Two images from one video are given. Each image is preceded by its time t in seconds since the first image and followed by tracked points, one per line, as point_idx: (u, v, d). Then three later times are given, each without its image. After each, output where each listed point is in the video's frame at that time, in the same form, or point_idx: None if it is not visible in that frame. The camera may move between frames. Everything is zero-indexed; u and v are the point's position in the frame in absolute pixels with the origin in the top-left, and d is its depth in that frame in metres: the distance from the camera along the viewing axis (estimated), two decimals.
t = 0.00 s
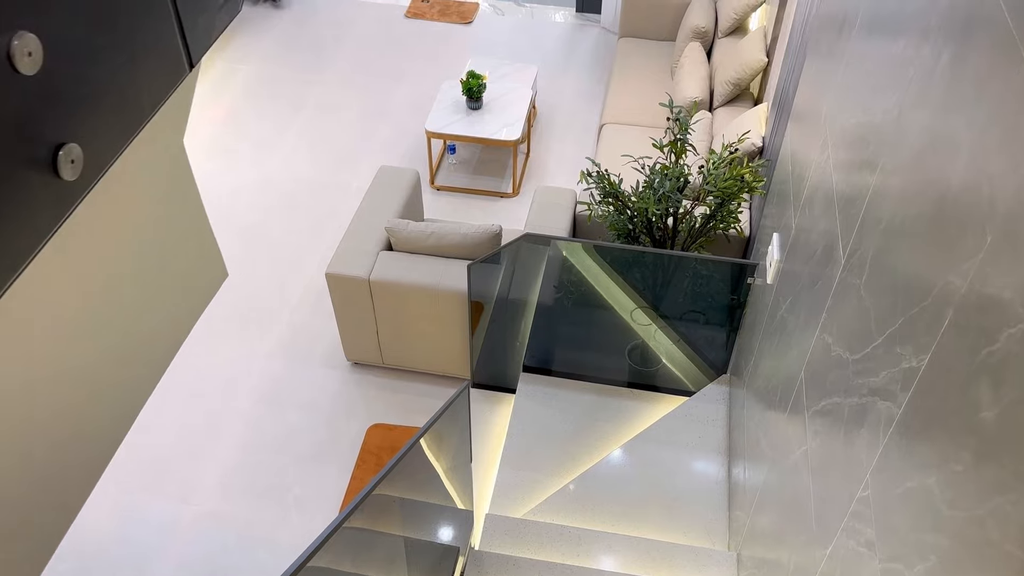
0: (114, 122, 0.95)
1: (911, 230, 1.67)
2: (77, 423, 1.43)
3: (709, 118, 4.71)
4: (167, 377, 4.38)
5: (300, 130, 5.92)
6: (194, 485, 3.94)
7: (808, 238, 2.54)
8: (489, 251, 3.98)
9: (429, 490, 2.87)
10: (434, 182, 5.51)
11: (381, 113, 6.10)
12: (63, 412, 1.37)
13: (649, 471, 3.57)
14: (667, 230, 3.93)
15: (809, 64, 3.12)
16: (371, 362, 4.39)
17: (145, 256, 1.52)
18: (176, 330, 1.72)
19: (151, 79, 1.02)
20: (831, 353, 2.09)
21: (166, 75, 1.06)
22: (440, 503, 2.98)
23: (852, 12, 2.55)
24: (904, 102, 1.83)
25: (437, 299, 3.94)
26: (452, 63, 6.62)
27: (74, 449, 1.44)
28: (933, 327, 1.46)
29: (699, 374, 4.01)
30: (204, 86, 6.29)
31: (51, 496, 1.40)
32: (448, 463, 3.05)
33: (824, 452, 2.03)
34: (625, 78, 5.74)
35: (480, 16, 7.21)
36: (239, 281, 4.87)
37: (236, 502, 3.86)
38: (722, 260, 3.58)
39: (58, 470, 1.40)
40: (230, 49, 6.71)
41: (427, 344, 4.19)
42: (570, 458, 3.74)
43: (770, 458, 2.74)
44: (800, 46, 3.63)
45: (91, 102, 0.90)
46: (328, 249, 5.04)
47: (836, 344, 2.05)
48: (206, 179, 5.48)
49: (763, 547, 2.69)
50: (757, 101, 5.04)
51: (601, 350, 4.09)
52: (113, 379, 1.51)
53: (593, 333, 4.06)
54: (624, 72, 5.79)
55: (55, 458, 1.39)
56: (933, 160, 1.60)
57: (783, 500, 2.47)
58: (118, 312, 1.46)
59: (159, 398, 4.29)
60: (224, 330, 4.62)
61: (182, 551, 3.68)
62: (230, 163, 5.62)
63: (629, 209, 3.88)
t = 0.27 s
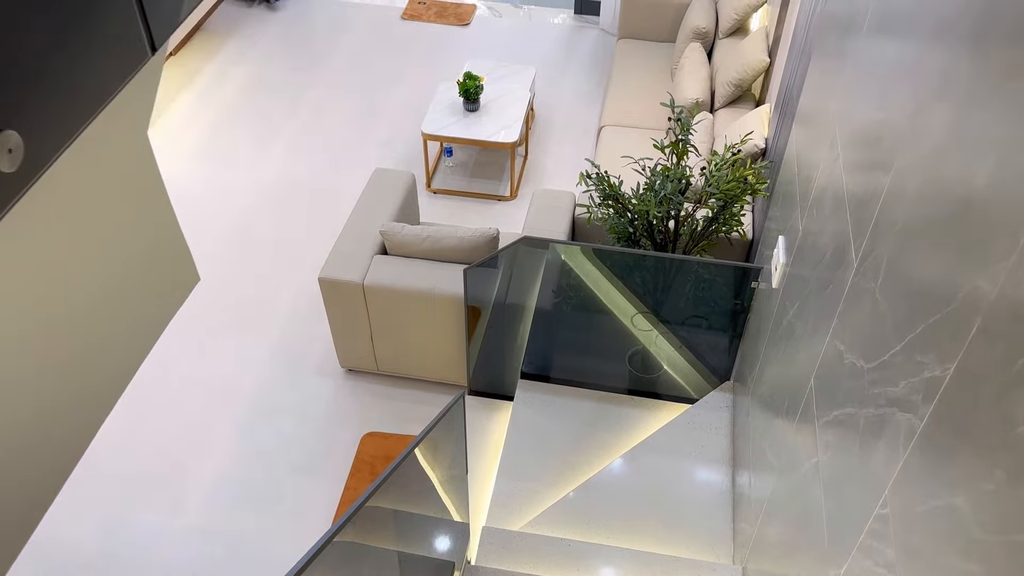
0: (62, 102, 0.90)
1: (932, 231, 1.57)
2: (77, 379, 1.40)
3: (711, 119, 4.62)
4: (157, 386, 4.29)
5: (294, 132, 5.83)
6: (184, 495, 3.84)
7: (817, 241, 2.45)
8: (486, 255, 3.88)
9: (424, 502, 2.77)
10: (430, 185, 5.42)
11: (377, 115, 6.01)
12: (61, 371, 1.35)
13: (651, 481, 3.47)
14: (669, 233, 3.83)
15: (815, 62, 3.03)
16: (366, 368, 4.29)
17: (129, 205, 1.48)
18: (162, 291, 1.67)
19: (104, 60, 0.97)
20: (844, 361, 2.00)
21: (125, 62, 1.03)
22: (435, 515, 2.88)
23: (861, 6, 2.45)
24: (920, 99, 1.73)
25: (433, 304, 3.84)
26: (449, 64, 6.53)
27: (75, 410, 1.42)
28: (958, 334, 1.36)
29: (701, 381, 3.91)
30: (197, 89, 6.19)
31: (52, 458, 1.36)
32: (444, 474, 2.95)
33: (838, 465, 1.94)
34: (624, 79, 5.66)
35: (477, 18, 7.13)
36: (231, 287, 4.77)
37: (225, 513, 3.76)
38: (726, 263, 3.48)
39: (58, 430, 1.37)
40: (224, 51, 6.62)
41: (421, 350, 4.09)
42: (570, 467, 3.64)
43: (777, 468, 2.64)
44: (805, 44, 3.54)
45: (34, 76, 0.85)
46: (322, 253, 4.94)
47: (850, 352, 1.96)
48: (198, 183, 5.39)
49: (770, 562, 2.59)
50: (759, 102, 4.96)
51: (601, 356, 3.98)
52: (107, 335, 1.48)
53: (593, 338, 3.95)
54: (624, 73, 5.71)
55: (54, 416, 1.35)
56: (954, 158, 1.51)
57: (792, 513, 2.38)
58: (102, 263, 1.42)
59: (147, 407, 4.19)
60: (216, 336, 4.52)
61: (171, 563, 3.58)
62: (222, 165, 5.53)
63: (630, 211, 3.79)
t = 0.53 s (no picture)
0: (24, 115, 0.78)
1: (962, 237, 1.48)
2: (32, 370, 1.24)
3: (715, 125, 4.53)
4: (149, 397, 4.19)
5: (290, 139, 5.75)
6: (176, 510, 3.73)
7: (831, 250, 2.35)
8: (487, 264, 3.78)
9: (423, 519, 2.67)
10: (429, 192, 5.33)
11: (375, 121, 5.93)
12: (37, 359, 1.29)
13: (656, 496, 3.38)
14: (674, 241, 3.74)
15: (824, 65, 2.94)
16: (363, 380, 4.19)
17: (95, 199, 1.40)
18: (143, 286, 1.63)
19: (67, 66, 0.85)
20: (864, 376, 1.91)
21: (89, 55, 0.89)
22: (433, 533, 2.78)
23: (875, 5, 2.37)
24: (945, 100, 1.64)
25: (432, 313, 3.74)
26: (448, 70, 6.46)
27: (53, 392, 1.35)
28: (998, 350, 1.27)
29: (707, 393, 3.80)
30: (194, 95, 6.12)
31: (42, 438, 1.33)
32: (444, 491, 2.85)
33: (860, 485, 1.84)
34: (626, 85, 5.58)
35: (476, 24, 7.06)
36: (227, 295, 4.68)
37: (217, 528, 3.66)
38: (733, 271, 3.38)
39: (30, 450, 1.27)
40: (221, 57, 6.54)
41: (420, 360, 3.99)
42: (573, 482, 3.54)
43: (791, 485, 2.53)
44: (813, 48, 3.46)
45: None
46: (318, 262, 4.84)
47: (871, 367, 1.86)
48: (194, 191, 5.31)
49: None
50: (764, 108, 4.88)
51: (604, 366, 3.87)
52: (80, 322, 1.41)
53: (596, 349, 3.85)
54: (625, 79, 5.64)
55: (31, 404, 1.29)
56: (986, 162, 1.41)
57: (807, 533, 2.28)
58: (80, 253, 1.37)
59: (140, 419, 4.10)
60: (209, 346, 4.42)
61: None
62: (217, 172, 5.45)
63: (634, 218, 3.70)
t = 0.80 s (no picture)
0: None
1: (977, 258, 1.44)
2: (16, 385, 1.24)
3: (717, 138, 4.49)
4: (144, 413, 4.13)
5: (288, 152, 5.71)
6: (170, 528, 3.67)
7: (839, 266, 2.30)
8: (487, 279, 3.73)
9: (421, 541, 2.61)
10: (428, 205, 5.29)
11: (374, 134, 5.90)
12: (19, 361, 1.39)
13: (659, 516, 3.32)
14: (676, 255, 3.69)
15: (829, 78, 2.91)
16: (361, 395, 4.13)
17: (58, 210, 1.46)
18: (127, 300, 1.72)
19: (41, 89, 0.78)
20: (874, 398, 1.86)
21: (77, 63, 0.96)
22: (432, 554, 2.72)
23: (882, 17, 2.33)
24: (959, 114, 1.60)
25: (431, 328, 3.69)
26: (448, 82, 6.43)
27: (42, 414, 1.45)
28: (1019, 377, 1.22)
29: (710, 408, 3.74)
30: (192, 107, 6.09)
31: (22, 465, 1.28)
32: (443, 513, 2.79)
33: (871, 511, 1.78)
34: (627, 97, 5.55)
35: (475, 36, 7.04)
36: (223, 310, 4.63)
37: (212, 547, 3.60)
38: (736, 286, 3.34)
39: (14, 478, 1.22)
40: (220, 69, 6.52)
41: (419, 375, 3.94)
42: (574, 500, 3.48)
43: (798, 507, 2.47)
44: (817, 61, 3.42)
45: None
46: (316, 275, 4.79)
47: (882, 389, 1.81)
48: (192, 204, 5.27)
49: None
50: (766, 120, 4.85)
51: (606, 382, 3.80)
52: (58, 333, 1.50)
53: (597, 364, 3.79)
54: (626, 91, 5.61)
55: (25, 410, 1.39)
56: (1003, 180, 1.37)
57: (814, 557, 2.23)
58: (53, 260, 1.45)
59: (133, 436, 4.03)
60: (205, 361, 4.37)
61: None
62: (215, 185, 5.41)
63: (636, 232, 3.65)
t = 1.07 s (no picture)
0: None
1: (993, 278, 1.38)
2: None
3: (719, 151, 4.45)
4: (137, 430, 4.07)
5: (287, 165, 5.68)
6: (162, 547, 3.60)
7: (847, 282, 2.24)
8: (486, 293, 3.67)
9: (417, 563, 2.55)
10: (428, 218, 5.25)
11: (373, 147, 5.87)
12: None
13: (660, 536, 3.26)
14: (678, 269, 3.63)
15: (834, 92, 2.86)
16: (358, 411, 4.07)
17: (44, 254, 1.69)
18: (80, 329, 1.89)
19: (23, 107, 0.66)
20: (885, 419, 1.80)
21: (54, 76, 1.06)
22: None
23: (889, 29, 2.28)
24: (972, 128, 1.55)
25: (429, 343, 3.64)
26: (447, 96, 6.40)
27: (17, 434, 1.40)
28: None
29: (713, 425, 3.67)
30: (189, 121, 6.06)
31: None
32: (440, 535, 2.72)
33: (882, 536, 1.72)
34: (628, 110, 5.51)
35: (475, 49, 7.02)
36: (220, 324, 4.58)
37: (205, 566, 3.52)
38: (739, 301, 3.28)
39: None
40: (218, 82, 6.50)
41: (417, 391, 3.87)
42: (575, 519, 3.41)
43: (806, 529, 2.40)
44: (821, 74, 3.38)
45: None
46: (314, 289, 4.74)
47: (894, 410, 1.75)
48: (189, 218, 5.23)
49: None
50: (767, 134, 4.81)
51: (606, 398, 3.73)
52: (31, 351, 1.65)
53: (597, 381, 3.72)
54: (627, 104, 5.58)
55: None
56: (1021, 195, 1.32)
57: None
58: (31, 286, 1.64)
59: (127, 452, 3.97)
60: (200, 377, 4.31)
61: None
62: (212, 199, 5.38)
63: (637, 246, 3.60)
